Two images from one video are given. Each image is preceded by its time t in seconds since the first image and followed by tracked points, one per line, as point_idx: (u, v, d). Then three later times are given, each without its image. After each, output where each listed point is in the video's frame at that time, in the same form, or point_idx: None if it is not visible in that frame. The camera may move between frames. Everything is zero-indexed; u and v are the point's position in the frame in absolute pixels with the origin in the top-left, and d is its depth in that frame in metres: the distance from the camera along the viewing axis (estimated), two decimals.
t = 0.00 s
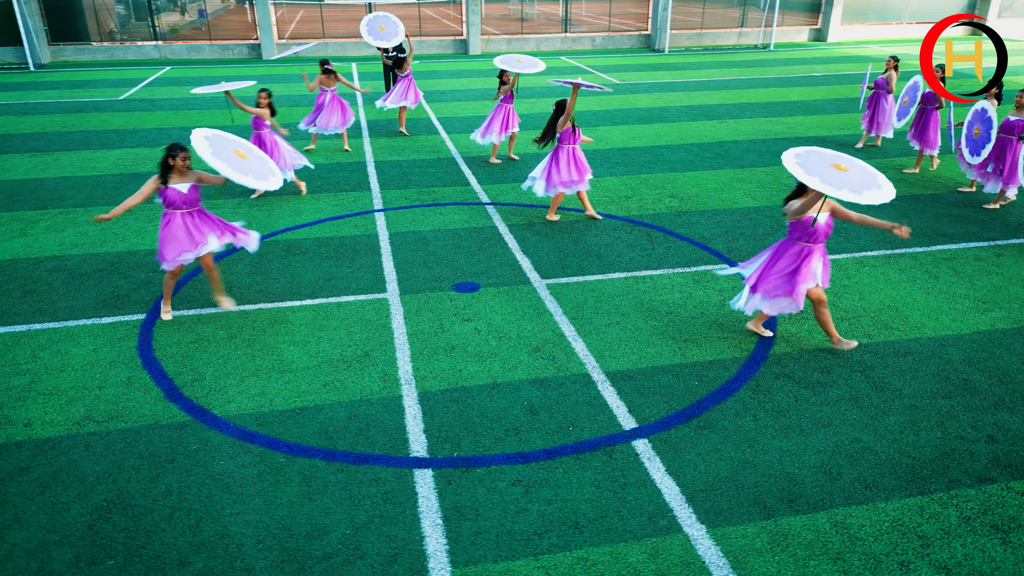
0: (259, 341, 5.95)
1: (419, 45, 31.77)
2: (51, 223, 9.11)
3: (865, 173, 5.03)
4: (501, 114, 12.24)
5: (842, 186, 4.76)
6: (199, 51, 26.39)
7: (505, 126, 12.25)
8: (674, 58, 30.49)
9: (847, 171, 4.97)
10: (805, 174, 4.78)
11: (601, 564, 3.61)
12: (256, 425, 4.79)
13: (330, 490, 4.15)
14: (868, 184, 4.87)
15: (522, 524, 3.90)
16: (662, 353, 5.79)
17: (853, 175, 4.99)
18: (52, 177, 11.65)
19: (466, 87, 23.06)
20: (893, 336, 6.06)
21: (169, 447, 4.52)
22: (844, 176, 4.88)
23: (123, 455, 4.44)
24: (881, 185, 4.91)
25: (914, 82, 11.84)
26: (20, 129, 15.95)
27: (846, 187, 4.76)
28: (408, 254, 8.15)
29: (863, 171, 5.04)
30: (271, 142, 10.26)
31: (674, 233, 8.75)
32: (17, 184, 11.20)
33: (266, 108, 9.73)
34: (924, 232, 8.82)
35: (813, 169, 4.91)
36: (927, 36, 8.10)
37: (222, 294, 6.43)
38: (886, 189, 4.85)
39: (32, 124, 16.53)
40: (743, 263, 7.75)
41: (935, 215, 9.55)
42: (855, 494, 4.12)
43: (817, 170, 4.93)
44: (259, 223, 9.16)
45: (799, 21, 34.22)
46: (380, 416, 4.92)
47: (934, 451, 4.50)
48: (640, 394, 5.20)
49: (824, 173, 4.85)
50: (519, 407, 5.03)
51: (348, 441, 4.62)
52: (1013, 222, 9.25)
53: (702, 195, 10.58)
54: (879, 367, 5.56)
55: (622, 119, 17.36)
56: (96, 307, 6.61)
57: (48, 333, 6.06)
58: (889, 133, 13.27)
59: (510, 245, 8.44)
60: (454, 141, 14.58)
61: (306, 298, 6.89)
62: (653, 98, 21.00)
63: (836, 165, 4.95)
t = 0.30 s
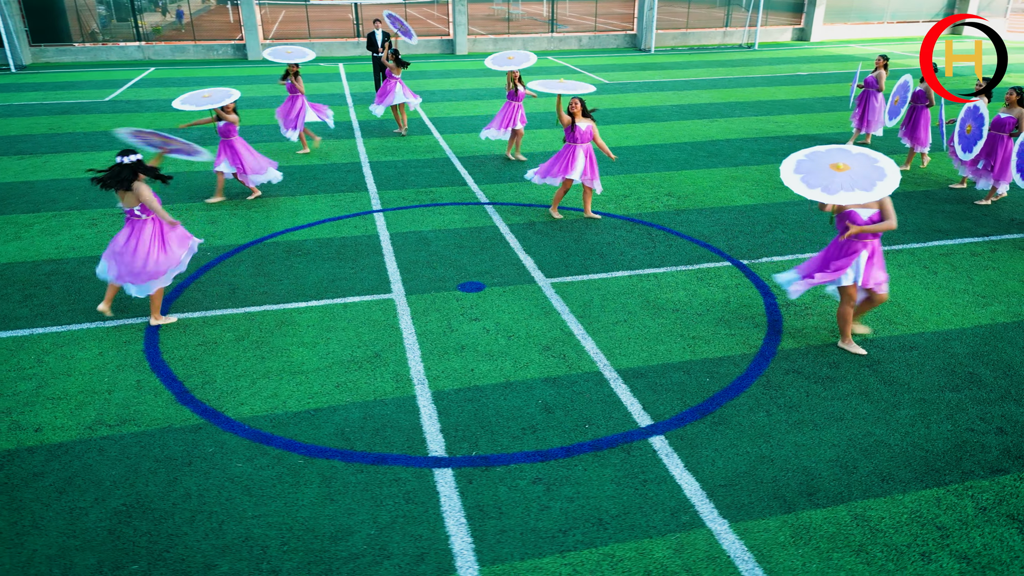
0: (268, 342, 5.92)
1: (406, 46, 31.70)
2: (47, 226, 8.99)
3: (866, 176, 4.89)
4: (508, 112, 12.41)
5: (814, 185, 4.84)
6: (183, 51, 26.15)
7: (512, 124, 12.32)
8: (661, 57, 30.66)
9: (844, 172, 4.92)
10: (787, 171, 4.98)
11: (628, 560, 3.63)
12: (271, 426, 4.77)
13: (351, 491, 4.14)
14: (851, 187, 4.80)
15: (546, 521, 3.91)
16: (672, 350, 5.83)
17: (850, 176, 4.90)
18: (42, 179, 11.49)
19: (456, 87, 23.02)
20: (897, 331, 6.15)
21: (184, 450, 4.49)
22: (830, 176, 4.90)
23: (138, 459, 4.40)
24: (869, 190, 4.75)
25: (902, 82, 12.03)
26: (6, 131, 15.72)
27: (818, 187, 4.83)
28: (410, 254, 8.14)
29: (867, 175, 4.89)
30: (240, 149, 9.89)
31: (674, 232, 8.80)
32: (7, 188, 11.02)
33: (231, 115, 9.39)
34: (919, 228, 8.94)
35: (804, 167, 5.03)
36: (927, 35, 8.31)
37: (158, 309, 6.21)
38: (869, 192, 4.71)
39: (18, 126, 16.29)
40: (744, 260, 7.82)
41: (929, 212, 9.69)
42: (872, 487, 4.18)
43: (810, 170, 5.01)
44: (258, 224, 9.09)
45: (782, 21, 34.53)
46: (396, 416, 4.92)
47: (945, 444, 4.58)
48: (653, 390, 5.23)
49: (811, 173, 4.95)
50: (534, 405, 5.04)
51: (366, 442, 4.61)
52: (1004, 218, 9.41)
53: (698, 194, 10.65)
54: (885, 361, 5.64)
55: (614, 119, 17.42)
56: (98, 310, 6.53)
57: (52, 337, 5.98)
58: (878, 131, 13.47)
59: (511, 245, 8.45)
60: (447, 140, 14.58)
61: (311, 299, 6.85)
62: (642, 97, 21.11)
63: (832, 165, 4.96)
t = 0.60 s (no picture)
0: (282, 343, 5.89)
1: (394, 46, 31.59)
2: (46, 229, 8.88)
3: (892, 176, 4.96)
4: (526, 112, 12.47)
5: (839, 184, 4.94)
6: (169, 52, 25.89)
7: (529, 126, 12.45)
8: (649, 57, 30.79)
9: (870, 171, 5.01)
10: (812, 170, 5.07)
11: (662, 555, 3.66)
12: (294, 427, 4.76)
13: (380, 490, 4.15)
14: (875, 186, 4.89)
15: (577, 517, 3.93)
16: (686, 347, 5.87)
17: (875, 174, 4.99)
18: (36, 182, 11.34)
19: (447, 87, 22.96)
20: (906, 325, 6.23)
21: (208, 452, 4.47)
22: (855, 175, 5.00)
23: (162, 461, 4.38)
24: (894, 188, 4.83)
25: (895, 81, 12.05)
26: None
27: (843, 185, 4.92)
28: (417, 254, 8.13)
29: (893, 174, 4.97)
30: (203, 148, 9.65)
31: (678, 230, 8.85)
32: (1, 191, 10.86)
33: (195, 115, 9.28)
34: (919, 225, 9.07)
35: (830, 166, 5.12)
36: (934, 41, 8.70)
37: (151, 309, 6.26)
38: (893, 192, 4.79)
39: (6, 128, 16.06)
40: (750, 257, 7.88)
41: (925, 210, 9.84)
42: (895, 479, 4.24)
43: (836, 169, 5.10)
44: (261, 225, 9.04)
45: (768, 21, 34.80)
46: (418, 415, 4.92)
47: (963, 435, 4.66)
48: (672, 387, 5.27)
49: (837, 173, 5.04)
50: (555, 403, 5.06)
51: (390, 441, 4.61)
52: (1000, 213, 9.57)
53: (698, 192, 10.72)
54: (897, 355, 5.72)
55: (608, 118, 17.48)
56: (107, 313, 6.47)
57: (63, 341, 5.92)
58: (871, 128, 13.63)
59: (517, 244, 8.46)
60: (443, 140, 14.56)
61: (321, 299, 6.82)
62: (633, 96, 21.20)
63: (857, 164, 5.05)
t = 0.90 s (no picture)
0: (302, 344, 5.87)
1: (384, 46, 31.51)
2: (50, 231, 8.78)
3: (940, 182, 5.09)
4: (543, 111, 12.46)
5: (893, 192, 4.99)
6: (157, 53, 25.68)
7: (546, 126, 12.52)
8: (639, 57, 30.93)
9: (918, 178, 5.11)
10: (862, 177, 5.09)
11: (701, 549, 3.69)
12: (322, 428, 4.75)
13: (414, 489, 4.15)
14: (929, 193, 4.98)
15: (615, 514, 3.96)
16: (705, 344, 5.92)
17: (924, 182, 5.09)
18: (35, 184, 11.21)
19: (441, 88, 22.94)
20: (919, 320, 6.32)
21: (238, 454, 4.46)
22: (906, 183, 5.08)
23: (193, 463, 4.36)
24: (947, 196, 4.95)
25: (893, 80, 12.17)
26: None
27: (898, 194, 4.97)
28: (428, 254, 8.13)
29: (941, 181, 5.08)
30: (173, 152, 9.45)
31: (686, 228, 8.91)
32: None
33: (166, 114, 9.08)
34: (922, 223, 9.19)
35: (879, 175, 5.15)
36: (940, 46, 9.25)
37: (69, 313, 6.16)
38: (948, 199, 4.91)
39: None
40: (759, 255, 7.95)
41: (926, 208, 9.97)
42: (923, 471, 4.30)
43: (884, 178, 5.15)
44: (268, 227, 8.99)
45: (755, 21, 35.09)
46: (445, 414, 4.93)
47: (985, 428, 4.73)
48: (695, 383, 5.31)
49: (886, 180, 5.11)
50: (580, 401, 5.08)
51: (420, 441, 4.62)
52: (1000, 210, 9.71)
53: (701, 191, 10.79)
54: (913, 350, 5.80)
55: (605, 118, 17.55)
56: (121, 316, 6.41)
57: (79, 344, 5.87)
58: (867, 127, 13.79)
59: (527, 243, 8.49)
60: (442, 141, 14.56)
61: (336, 300, 6.81)
62: (628, 96, 21.30)
63: (905, 172, 5.13)
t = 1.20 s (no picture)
0: (325, 345, 5.87)
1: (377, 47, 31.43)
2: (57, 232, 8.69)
3: (983, 209, 5.22)
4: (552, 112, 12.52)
5: (937, 232, 5.20)
6: (147, 54, 25.44)
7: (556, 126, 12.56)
8: (632, 56, 31.05)
9: (961, 210, 5.25)
10: (905, 221, 5.28)
11: (744, 543, 3.72)
12: (354, 428, 4.75)
13: (452, 488, 4.16)
14: (974, 227, 5.16)
15: (654, 509, 3.99)
16: (727, 341, 5.96)
17: (967, 214, 5.24)
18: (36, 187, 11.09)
19: (436, 88, 22.90)
20: (934, 314, 6.40)
21: (273, 454, 4.45)
22: (949, 218, 5.24)
23: (228, 465, 4.35)
24: (992, 228, 5.12)
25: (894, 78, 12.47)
26: None
27: (941, 233, 5.20)
28: (441, 253, 8.14)
29: (985, 209, 5.20)
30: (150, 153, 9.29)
31: (695, 226, 8.96)
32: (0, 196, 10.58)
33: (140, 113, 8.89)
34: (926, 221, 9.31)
35: (921, 211, 5.33)
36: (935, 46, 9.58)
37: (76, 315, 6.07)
38: (995, 231, 5.09)
39: None
40: (770, 252, 8.01)
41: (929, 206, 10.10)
42: (953, 463, 4.37)
43: (926, 212, 5.33)
44: (278, 227, 8.96)
45: (744, 20, 35.31)
46: (475, 413, 4.94)
47: (1009, 420, 4.81)
48: (720, 380, 5.35)
49: (930, 219, 5.28)
50: (609, 398, 5.11)
51: (454, 439, 4.63)
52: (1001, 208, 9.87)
53: (706, 189, 10.87)
54: (931, 344, 5.87)
55: (603, 117, 17.62)
56: (139, 318, 6.37)
57: (100, 347, 5.82)
58: (865, 126, 13.92)
59: (538, 242, 8.51)
60: (444, 141, 14.56)
61: (355, 300, 6.80)
62: (624, 95, 21.40)
63: (947, 206, 5.27)
